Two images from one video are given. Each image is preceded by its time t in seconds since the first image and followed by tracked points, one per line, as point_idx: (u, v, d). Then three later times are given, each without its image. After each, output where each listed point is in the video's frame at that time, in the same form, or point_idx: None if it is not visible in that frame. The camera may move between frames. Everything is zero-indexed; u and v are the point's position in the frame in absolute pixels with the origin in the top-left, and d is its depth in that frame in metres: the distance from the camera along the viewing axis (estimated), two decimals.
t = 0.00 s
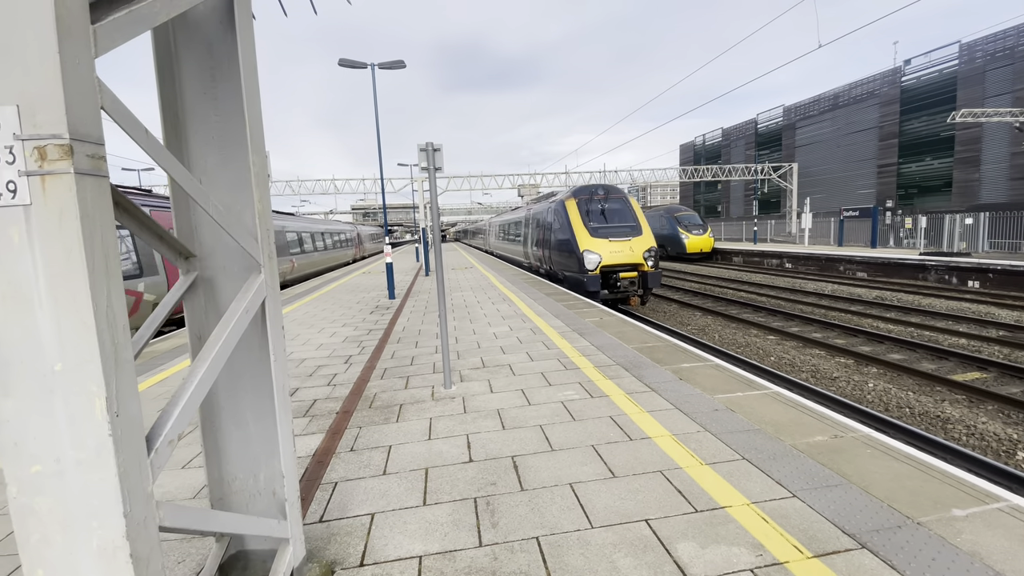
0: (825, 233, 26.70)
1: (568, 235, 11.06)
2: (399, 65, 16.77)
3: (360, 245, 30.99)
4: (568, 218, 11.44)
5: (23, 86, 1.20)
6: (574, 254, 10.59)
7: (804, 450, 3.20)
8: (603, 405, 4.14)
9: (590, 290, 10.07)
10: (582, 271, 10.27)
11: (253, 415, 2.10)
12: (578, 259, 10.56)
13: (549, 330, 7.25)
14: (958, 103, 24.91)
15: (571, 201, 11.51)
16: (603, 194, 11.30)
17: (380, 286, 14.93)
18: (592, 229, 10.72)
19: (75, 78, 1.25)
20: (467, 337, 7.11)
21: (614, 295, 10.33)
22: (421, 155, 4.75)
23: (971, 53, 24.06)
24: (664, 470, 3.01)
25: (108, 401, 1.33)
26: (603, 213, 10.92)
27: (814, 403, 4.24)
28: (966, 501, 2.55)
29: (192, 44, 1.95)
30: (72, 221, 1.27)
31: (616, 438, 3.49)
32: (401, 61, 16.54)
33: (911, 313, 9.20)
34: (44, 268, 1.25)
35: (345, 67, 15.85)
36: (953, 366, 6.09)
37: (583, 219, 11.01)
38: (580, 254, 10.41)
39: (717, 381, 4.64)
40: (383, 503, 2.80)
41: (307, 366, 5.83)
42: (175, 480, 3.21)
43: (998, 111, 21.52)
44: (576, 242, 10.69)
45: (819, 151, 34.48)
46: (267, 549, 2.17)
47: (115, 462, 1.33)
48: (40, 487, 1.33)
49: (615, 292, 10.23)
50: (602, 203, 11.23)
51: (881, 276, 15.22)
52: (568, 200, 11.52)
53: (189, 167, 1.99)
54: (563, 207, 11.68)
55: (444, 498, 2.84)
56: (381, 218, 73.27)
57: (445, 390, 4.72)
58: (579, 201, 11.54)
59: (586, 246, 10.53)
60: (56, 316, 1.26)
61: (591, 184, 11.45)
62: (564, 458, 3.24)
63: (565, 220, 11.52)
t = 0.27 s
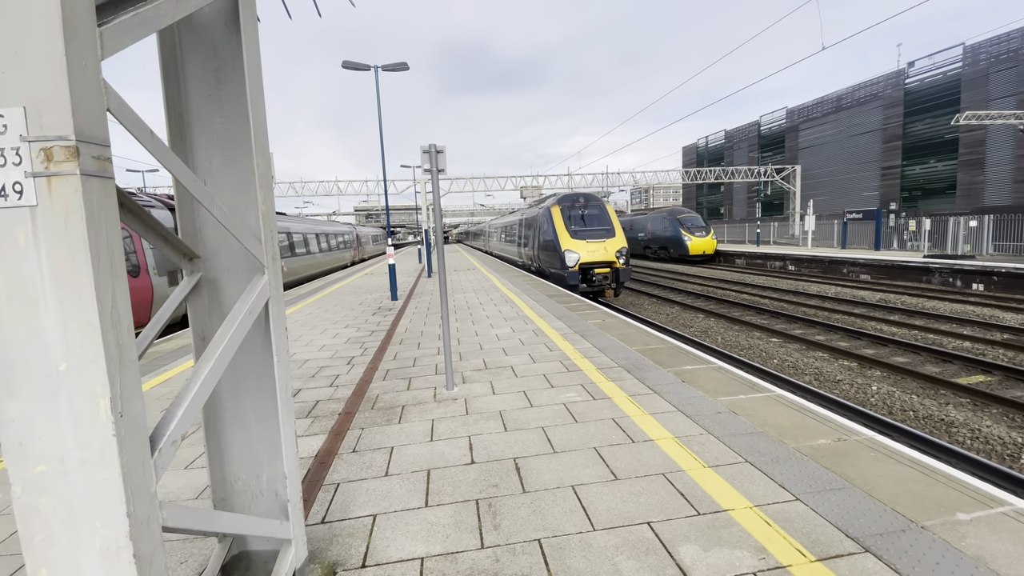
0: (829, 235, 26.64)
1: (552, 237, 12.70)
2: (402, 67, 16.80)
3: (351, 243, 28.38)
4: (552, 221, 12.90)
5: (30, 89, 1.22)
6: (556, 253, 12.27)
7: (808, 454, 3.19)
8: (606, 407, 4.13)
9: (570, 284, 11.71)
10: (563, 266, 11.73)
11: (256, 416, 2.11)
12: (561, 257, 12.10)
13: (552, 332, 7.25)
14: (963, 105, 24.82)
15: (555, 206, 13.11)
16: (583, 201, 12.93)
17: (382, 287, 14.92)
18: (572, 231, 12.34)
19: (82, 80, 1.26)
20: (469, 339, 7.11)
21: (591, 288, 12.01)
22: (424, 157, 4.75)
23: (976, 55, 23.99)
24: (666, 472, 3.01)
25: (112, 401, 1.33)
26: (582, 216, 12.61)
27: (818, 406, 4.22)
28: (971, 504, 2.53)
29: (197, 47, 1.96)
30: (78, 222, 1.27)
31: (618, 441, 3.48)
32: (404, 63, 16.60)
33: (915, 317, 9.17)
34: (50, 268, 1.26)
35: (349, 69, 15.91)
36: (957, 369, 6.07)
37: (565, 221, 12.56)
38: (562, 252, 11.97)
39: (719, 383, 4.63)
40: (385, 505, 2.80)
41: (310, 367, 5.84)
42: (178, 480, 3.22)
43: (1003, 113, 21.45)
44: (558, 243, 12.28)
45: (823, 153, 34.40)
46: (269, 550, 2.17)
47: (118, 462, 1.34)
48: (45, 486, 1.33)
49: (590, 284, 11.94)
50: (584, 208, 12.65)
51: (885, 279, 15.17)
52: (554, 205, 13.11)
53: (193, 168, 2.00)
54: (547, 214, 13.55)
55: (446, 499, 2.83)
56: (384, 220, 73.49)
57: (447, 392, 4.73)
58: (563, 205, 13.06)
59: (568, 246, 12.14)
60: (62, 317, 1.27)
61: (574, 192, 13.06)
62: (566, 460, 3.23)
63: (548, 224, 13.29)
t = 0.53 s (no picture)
0: (830, 237, 26.61)
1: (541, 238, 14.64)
2: (404, 68, 16.83)
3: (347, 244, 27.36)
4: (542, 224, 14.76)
5: (35, 91, 1.22)
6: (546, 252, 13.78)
7: (809, 456, 3.19)
8: (606, 408, 4.13)
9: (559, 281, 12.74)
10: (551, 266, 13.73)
11: (257, 417, 2.11)
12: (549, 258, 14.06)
13: (552, 333, 7.25)
14: (964, 107, 24.78)
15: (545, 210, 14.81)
16: (570, 206, 14.65)
17: (383, 288, 14.91)
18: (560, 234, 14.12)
19: (86, 82, 1.27)
20: (470, 340, 7.11)
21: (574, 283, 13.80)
22: (426, 158, 4.76)
23: (978, 57, 23.95)
24: (667, 475, 3.01)
25: (115, 402, 1.34)
26: (569, 220, 14.26)
27: (818, 408, 4.22)
28: (972, 507, 2.53)
29: (200, 49, 1.97)
30: (82, 224, 1.28)
31: (619, 442, 3.48)
32: (406, 65, 16.64)
33: (916, 319, 9.15)
34: (53, 269, 1.26)
35: (351, 70, 15.95)
36: (959, 371, 6.06)
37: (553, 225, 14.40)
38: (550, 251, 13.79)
39: (721, 385, 4.63)
40: (385, 506, 2.81)
41: (310, 368, 5.84)
42: (179, 481, 3.22)
43: (1005, 115, 21.42)
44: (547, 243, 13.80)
45: (824, 155, 34.39)
46: (270, 551, 2.17)
47: (121, 462, 1.34)
48: (47, 487, 1.34)
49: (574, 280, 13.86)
50: (570, 213, 14.50)
51: (886, 281, 15.15)
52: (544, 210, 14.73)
53: (196, 170, 2.00)
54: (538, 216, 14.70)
55: (446, 501, 2.83)
56: (385, 220, 73.58)
57: (448, 393, 4.73)
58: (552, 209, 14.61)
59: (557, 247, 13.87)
60: (65, 318, 1.28)
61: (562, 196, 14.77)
62: (566, 461, 3.23)
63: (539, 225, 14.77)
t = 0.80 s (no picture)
0: (830, 238, 26.61)
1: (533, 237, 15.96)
2: (404, 67, 16.85)
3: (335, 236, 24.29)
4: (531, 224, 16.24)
5: (37, 89, 1.23)
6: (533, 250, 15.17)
7: (808, 456, 3.20)
8: (606, 408, 4.14)
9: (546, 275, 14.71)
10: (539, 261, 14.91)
11: (258, 415, 2.12)
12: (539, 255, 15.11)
13: (552, 333, 7.25)
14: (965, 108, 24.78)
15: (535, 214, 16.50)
16: (558, 208, 16.09)
17: (383, 287, 14.90)
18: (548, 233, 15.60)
19: (88, 81, 1.27)
20: (469, 339, 7.12)
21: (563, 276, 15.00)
22: (427, 157, 4.77)
23: (979, 59, 23.93)
24: (666, 475, 3.01)
25: (116, 400, 1.34)
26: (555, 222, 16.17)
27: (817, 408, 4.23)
28: (970, 508, 2.54)
29: (201, 48, 1.97)
30: (84, 222, 1.28)
31: (618, 442, 3.49)
32: (406, 64, 16.66)
33: (916, 320, 9.16)
34: (55, 267, 1.27)
35: (351, 69, 15.96)
36: (958, 373, 6.07)
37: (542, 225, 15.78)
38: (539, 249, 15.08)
39: (720, 385, 4.64)
40: (385, 505, 2.81)
41: (310, 366, 5.84)
42: (178, 479, 3.23)
43: (1006, 116, 21.41)
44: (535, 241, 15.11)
45: (824, 155, 34.40)
46: (270, 549, 2.18)
47: (121, 460, 1.34)
48: (48, 484, 1.34)
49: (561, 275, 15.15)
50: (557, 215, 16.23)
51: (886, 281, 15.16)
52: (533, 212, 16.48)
53: (197, 168, 2.01)
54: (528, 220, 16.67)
55: (446, 500, 2.84)
56: (385, 219, 73.63)
57: (448, 392, 4.74)
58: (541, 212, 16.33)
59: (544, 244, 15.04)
60: (67, 316, 1.28)
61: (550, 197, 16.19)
62: (566, 461, 3.24)
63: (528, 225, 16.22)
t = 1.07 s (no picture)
0: (829, 237, 26.66)
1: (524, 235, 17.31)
2: (404, 64, 16.82)
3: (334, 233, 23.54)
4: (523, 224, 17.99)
5: (36, 84, 1.22)
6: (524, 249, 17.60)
7: (805, 455, 3.21)
8: (604, 406, 4.14)
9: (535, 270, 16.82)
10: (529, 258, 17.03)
11: (257, 412, 2.12)
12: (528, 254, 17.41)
13: (551, 331, 7.25)
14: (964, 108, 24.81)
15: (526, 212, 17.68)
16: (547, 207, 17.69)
17: (382, 284, 14.89)
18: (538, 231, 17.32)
19: (88, 76, 1.26)
20: (468, 336, 7.12)
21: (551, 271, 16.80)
22: (426, 154, 4.76)
23: (978, 58, 23.97)
24: (664, 472, 3.02)
25: (115, 396, 1.34)
26: (545, 219, 17.31)
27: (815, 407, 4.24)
28: (966, 507, 2.55)
29: (200, 43, 1.96)
30: (83, 218, 1.28)
31: (616, 440, 3.49)
32: (406, 60, 16.63)
33: (914, 319, 9.18)
34: (54, 263, 1.26)
35: (351, 65, 15.93)
36: (955, 372, 6.09)
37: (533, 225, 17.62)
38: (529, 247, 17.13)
39: (719, 383, 4.65)
40: (383, 501, 2.82)
41: (309, 363, 5.84)
42: (177, 475, 3.22)
43: (1004, 116, 21.45)
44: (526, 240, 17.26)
45: (823, 154, 34.44)
46: (269, 545, 2.18)
47: (120, 456, 1.34)
48: (46, 480, 1.34)
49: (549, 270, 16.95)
50: (547, 213, 17.42)
51: (883, 280, 15.20)
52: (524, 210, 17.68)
53: (196, 164, 2.00)
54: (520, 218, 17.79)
55: (444, 497, 2.85)
56: (384, 216, 73.56)
57: (446, 389, 4.74)
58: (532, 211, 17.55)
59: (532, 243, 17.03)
60: (66, 311, 1.28)
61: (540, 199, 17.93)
62: (564, 458, 3.25)
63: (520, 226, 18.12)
